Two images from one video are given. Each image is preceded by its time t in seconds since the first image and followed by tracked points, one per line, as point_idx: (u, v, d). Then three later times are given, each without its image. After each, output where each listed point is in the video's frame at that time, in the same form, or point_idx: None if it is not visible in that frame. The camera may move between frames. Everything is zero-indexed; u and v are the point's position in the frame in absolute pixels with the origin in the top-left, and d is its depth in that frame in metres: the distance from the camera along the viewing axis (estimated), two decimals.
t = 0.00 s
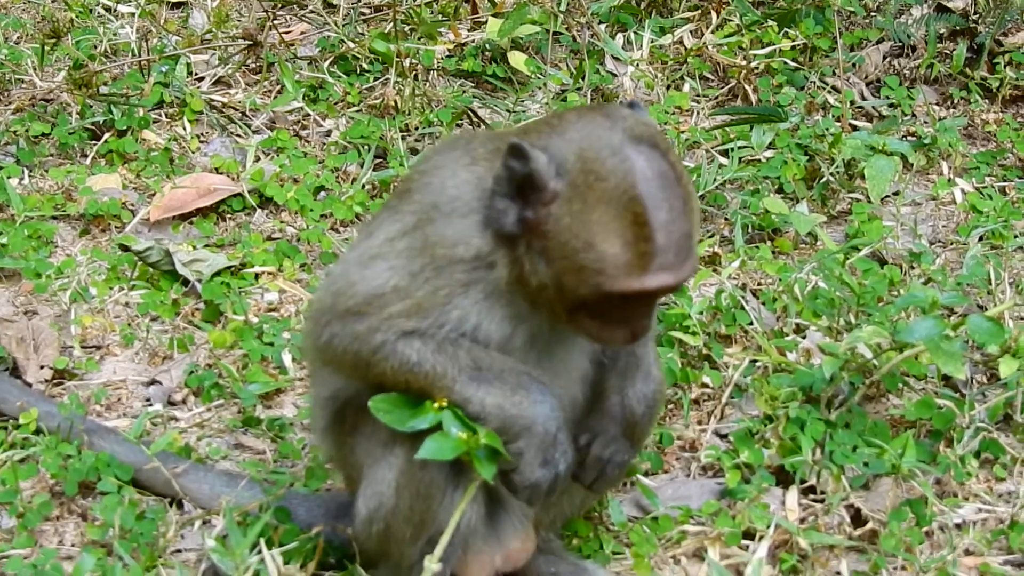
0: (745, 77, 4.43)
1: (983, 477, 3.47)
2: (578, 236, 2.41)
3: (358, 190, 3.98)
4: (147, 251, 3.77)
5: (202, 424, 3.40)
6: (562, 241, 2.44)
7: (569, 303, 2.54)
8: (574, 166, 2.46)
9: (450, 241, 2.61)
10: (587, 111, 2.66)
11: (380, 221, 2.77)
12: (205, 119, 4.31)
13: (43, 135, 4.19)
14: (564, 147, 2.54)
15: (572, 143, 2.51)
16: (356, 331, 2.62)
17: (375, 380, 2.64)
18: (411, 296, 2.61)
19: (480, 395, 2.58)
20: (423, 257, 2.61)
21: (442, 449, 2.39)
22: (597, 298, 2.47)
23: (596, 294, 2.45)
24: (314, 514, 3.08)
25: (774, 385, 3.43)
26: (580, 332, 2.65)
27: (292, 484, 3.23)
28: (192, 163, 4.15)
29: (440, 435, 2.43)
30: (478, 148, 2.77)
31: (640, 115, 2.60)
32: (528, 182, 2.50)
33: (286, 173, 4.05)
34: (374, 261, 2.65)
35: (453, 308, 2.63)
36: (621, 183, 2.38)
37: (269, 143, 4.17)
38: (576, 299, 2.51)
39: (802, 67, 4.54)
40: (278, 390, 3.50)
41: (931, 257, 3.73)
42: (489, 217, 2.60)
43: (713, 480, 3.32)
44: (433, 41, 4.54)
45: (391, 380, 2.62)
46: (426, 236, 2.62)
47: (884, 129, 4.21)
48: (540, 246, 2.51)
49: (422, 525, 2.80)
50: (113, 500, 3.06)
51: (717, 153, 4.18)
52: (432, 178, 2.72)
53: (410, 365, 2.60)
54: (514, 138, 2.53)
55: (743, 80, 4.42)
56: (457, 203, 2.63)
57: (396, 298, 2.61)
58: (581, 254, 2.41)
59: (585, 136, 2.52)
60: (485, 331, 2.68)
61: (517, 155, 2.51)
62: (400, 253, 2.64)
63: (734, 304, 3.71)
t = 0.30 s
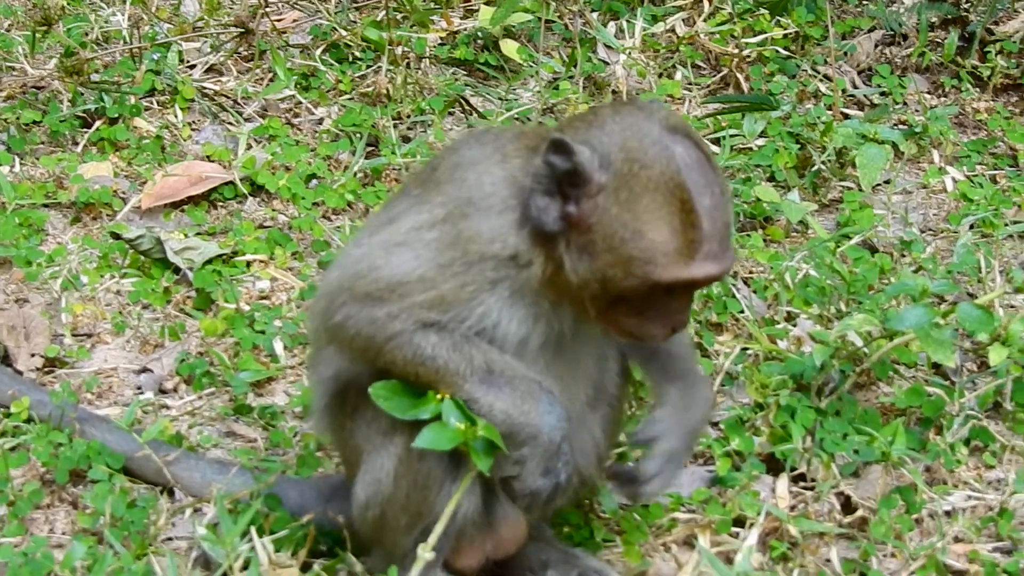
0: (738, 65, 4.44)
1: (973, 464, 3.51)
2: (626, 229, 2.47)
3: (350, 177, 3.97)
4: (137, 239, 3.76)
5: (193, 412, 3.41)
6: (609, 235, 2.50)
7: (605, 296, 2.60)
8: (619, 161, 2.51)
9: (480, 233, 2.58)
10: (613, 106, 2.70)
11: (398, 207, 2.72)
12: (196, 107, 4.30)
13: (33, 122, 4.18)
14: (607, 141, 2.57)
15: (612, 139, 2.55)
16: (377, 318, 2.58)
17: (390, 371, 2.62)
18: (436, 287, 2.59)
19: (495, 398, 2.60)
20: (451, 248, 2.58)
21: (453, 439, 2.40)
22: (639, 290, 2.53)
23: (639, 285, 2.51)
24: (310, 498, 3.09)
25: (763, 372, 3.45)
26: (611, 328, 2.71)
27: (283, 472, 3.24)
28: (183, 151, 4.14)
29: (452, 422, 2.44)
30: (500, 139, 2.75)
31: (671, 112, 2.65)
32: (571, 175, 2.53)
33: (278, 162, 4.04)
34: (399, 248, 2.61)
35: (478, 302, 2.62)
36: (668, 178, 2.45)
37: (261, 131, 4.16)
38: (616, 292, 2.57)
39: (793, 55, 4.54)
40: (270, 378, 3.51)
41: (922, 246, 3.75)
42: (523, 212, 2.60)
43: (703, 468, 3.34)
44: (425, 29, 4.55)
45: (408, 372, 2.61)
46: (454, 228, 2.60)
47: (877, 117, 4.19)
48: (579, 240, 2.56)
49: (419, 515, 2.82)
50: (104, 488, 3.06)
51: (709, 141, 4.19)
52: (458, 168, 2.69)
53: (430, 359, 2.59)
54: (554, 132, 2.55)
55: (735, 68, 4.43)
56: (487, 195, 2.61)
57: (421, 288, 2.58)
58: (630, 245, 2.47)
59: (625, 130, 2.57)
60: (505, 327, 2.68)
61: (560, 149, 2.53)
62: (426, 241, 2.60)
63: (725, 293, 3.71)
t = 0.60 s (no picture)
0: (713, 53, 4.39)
1: (945, 451, 3.54)
2: (688, 104, 2.35)
3: (324, 164, 3.98)
4: (113, 227, 3.74)
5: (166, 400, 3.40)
6: (672, 109, 2.36)
7: (667, 183, 2.46)
8: (688, 33, 2.40)
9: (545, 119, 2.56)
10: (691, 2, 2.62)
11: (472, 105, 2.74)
12: (171, 94, 4.29)
13: (8, 110, 4.16)
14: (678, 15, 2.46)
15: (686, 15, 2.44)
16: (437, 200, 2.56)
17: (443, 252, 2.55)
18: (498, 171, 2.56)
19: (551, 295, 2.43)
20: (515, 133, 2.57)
21: (475, 449, 2.34)
22: (700, 174, 2.39)
23: (701, 166, 2.37)
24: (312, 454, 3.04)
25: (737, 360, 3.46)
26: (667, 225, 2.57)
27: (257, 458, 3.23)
28: (158, 139, 4.13)
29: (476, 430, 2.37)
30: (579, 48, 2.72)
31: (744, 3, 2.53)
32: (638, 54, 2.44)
33: (252, 149, 4.04)
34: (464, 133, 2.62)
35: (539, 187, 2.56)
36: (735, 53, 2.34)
37: (235, 119, 4.16)
38: (677, 177, 2.43)
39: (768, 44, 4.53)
40: (244, 365, 3.50)
41: (896, 234, 3.75)
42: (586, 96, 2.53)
43: (677, 455, 3.34)
44: (400, 17, 4.51)
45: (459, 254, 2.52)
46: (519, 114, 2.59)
47: (851, 106, 4.22)
48: (642, 120, 2.43)
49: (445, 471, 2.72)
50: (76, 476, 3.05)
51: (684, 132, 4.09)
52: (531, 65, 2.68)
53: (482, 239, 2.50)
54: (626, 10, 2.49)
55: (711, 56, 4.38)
56: (556, 82, 2.58)
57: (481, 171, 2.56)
58: (690, 122, 2.34)
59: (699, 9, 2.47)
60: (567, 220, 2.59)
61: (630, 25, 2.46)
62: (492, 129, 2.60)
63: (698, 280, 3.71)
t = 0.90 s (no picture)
0: (685, 28, 4.48)
1: (918, 422, 3.63)
2: (824, 177, 2.58)
3: (298, 143, 3.99)
4: (85, 208, 3.78)
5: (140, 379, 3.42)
6: (806, 183, 2.60)
7: (800, 259, 2.69)
8: (813, 105, 2.64)
9: (695, 222, 2.56)
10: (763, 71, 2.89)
11: (554, 176, 2.73)
12: (144, 75, 4.29)
13: None
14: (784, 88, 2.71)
15: (799, 87, 2.70)
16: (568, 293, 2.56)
17: (568, 378, 2.56)
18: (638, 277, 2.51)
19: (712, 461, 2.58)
20: (658, 230, 2.53)
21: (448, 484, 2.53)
22: (837, 244, 2.62)
23: (841, 238, 2.60)
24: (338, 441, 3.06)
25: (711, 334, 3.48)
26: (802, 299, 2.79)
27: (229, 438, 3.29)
28: (131, 119, 4.12)
29: (460, 467, 2.55)
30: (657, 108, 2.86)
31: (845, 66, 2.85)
32: (764, 129, 2.67)
33: (227, 129, 4.05)
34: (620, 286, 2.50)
35: (684, 302, 2.53)
36: (863, 117, 2.60)
37: (209, 99, 4.18)
38: (811, 250, 2.66)
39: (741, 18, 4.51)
40: (217, 344, 3.52)
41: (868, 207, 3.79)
42: (708, 172, 2.70)
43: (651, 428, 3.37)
44: None
45: (590, 399, 2.55)
46: (653, 205, 2.57)
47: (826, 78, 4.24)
48: (772, 197, 2.66)
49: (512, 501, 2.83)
50: (48, 458, 3.08)
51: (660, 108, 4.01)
52: (615, 127, 2.78)
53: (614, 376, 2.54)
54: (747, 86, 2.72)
55: (683, 31, 4.46)
56: (675, 162, 2.66)
57: (623, 275, 2.51)
58: (828, 192, 2.57)
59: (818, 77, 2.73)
60: (706, 333, 2.60)
61: (751, 102, 2.67)
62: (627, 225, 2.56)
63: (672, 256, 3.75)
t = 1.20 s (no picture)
0: None
1: (826, 387, 3.66)
2: (724, 231, 2.68)
3: (206, 114, 4.20)
4: None
5: (46, 349, 3.55)
6: (705, 233, 2.69)
7: (689, 296, 2.82)
8: (727, 158, 2.69)
9: (594, 244, 2.72)
10: (690, 93, 2.95)
11: (464, 184, 2.92)
12: (51, 45, 4.39)
13: None
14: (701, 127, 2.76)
15: (718, 129, 2.73)
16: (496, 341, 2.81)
17: (518, 437, 2.79)
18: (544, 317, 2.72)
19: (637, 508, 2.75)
20: (558, 256, 2.71)
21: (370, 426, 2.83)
22: (720, 292, 2.76)
23: (725, 287, 2.74)
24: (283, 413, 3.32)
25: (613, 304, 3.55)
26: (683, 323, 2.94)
27: (136, 407, 3.47)
28: (37, 90, 4.19)
29: (379, 408, 2.85)
30: (579, 114, 3.00)
31: (783, 105, 2.85)
32: (673, 167, 2.73)
33: (133, 98, 4.23)
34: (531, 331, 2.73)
35: (599, 338, 2.71)
36: (776, 175, 2.65)
37: (116, 69, 4.31)
38: (702, 293, 2.79)
39: None
40: (124, 314, 3.68)
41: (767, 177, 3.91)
42: (617, 202, 2.80)
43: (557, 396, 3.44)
44: None
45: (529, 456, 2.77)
46: (548, 226, 2.74)
47: (733, 47, 4.62)
48: (669, 236, 2.75)
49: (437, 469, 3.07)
50: None
51: (567, 74, 4.45)
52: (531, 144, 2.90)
53: (544, 428, 2.76)
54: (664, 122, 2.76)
55: (595, 1, 4.86)
56: (581, 186, 2.80)
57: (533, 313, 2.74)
58: (727, 249, 2.68)
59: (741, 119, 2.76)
60: (626, 357, 2.80)
61: (664, 140, 2.72)
62: (527, 257, 2.76)
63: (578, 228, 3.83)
